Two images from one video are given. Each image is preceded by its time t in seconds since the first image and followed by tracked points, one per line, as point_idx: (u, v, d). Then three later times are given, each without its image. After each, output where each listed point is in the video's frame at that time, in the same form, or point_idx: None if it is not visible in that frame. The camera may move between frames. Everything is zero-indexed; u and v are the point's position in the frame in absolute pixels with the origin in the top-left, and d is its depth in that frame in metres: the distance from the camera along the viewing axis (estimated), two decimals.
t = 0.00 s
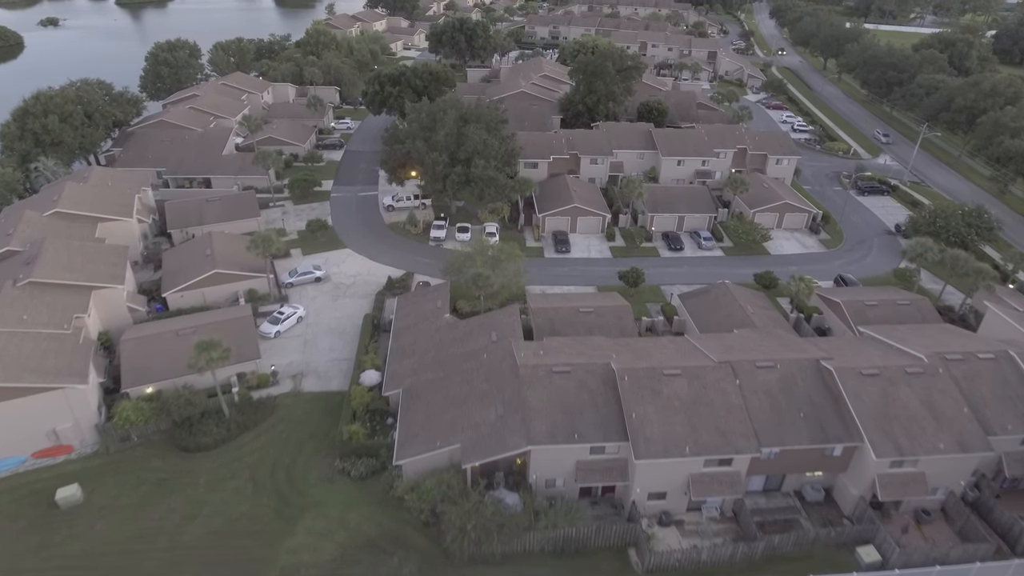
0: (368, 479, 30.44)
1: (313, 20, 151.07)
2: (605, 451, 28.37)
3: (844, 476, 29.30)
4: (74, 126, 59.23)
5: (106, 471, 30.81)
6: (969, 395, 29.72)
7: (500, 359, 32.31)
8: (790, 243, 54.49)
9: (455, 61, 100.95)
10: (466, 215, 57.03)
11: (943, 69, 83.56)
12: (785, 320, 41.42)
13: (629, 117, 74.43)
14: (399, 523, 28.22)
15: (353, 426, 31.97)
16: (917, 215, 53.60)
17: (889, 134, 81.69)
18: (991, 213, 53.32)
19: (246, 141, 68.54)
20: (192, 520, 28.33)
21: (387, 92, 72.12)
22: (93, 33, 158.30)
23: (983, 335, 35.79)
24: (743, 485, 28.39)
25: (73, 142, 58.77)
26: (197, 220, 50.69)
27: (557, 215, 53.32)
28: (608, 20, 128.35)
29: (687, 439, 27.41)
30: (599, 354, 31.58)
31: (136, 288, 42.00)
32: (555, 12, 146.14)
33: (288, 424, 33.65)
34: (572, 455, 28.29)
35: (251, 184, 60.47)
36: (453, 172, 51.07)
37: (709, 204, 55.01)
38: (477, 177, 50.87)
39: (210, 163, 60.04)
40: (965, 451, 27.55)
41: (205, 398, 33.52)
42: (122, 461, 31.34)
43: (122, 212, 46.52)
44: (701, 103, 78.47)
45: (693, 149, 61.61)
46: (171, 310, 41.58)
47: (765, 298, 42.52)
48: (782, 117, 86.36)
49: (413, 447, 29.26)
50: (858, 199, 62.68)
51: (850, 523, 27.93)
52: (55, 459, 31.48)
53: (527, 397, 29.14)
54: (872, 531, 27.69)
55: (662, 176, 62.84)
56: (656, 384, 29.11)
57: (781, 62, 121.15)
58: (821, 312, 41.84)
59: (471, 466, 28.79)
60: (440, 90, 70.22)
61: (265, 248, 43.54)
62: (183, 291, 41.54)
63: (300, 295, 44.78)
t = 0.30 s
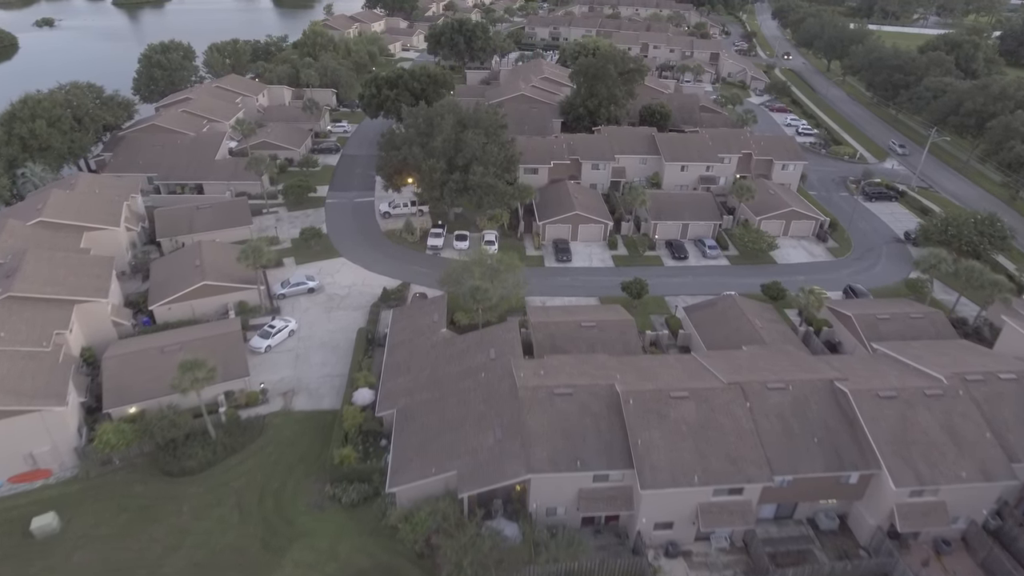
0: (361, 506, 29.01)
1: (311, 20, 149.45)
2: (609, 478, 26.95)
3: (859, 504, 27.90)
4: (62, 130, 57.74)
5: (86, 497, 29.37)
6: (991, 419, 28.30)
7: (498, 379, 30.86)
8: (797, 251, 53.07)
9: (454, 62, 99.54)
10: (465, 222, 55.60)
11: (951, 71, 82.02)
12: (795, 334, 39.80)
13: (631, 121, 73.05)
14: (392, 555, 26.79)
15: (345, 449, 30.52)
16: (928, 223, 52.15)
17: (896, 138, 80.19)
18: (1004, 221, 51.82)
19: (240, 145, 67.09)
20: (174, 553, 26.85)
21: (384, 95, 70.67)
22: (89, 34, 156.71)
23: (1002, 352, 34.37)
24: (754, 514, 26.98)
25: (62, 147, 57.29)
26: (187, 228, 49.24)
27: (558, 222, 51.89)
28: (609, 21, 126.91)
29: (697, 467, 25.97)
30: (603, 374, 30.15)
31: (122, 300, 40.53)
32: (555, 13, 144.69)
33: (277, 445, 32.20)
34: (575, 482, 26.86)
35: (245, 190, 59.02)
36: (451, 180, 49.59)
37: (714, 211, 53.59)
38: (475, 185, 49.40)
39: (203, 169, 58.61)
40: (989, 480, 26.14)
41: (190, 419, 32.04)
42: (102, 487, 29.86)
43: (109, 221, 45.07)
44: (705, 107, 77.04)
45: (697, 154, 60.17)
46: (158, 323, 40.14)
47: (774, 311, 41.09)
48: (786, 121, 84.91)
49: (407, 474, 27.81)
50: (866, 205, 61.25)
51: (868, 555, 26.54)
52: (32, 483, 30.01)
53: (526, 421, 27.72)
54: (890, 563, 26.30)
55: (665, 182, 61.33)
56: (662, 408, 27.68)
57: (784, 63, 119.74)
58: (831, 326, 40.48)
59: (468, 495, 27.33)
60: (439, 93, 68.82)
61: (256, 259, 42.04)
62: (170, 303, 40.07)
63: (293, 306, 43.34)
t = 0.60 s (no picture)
0: (352, 536, 27.54)
1: (309, 21, 147.91)
2: (613, 509, 25.50)
3: (877, 535, 26.45)
4: (50, 135, 56.27)
5: (63, 526, 27.90)
6: (1017, 445, 26.83)
7: (497, 401, 29.39)
8: (805, 260, 51.60)
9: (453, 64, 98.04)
10: (463, 229, 54.13)
11: (958, 73, 80.51)
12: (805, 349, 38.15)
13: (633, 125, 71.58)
14: None
15: (336, 475, 29.04)
16: (939, 231, 50.63)
17: (903, 141, 78.68)
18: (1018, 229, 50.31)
19: (233, 150, 65.62)
20: None
21: (381, 98, 69.17)
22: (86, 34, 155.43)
23: None
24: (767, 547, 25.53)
25: (50, 152, 55.80)
26: (177, 237, 47.77)
27: (558, 230, 50.40)
28: (610, 22, 125.47)
29: (707, 499, 24.52)
30: (606, 396, 28.67)
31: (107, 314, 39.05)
32: (556, 13, 143.19)
33: (265, 470, 30.74)
34: (577, 514, 25.41)
35: (238, 197, 57.60)
36: (448, 187, 48.09)
37: (719, 219, 52.12)
38: (474, 193, 47.90)
39: (194, 175, 57.15)
40: (1016, 512, 24.67)
41: (174, 443, 30.53)
42: (80, 515, 28.38)
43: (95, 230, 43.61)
44: (708, 110, 75.57)
45: (701, 159, 58.68)
46: (144, 338, 38.69)
47: (783, 325, 39.61)
48: (791, 124, 83.48)
49: (400, 504, 26.32)
50: (874, 212, 59.78)
51: None
52: (8, 510, 28.59)
53: (526, 448, 26.25)
54: None
55: (668, 188, 59.85)
56: (670, 434, 26.20)
57: (787, 64, 118.26)
58: (842, 340, 39.01)
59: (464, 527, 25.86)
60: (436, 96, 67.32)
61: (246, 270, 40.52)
62: (157, 317, 38.59)
63: (285, 319, 41.85)
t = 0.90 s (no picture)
0: (342, 570, 26.06)
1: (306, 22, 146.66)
2: (618, 545, 24.06)
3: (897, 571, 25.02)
4: (37, 141, 54.75)
5: (36, 559, 26.40)
6: None
7: (495, 426, 27.93)
8: (812, 269, 50.13)
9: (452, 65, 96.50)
10: (461, 238, 52.66)
11: (965, 76, 79.00)
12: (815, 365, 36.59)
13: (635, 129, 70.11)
14: None
15: (325, 504, 27.57)
16: (951, 240, 49.16)
17: (910, 145, 77.18)
18: None
19: (226, 155, 64.06)
20: None
21: (377, 102, 67.66)
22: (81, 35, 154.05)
23: None
24: None
25: (36, 158, 54.26)
26: (165, 246, 46.24)
27: (559, 239, 48.89)
28: (611, 22, 123.94)
29: (718, 535, 23.06)
30: (611, 422, 27.19)
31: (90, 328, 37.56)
32: (555, 14, 141.71)
33: (251, 497, 29.25)
34: (580, 550, 23.96)
35: (230, 204, 56.12)
36: (445, 196, 46.61)
37: (724, 227, 50.65)
38: (472, 203, 46.43)
39: (185, 181, 55.64)
40: None
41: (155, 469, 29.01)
42: (55, 547, 26.88)
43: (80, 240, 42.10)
44: (712, 113, 74.09)
45: (706, 165, 57.22)
46: (129, 354, 37.20)
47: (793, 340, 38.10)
48: (795, 127, 81.98)
49: (392, 538, 24.83)
50: (883, 219, 58.31)
51: None
52: None
53: (526, 479, 24.80)
54: None
55: (672, 195, 58.36)
56: (678, 465, 24.73)
57: (790, 66, 116.76)
58: (854, 356, 37.51)
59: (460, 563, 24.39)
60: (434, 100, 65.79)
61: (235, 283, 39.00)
62: (142, 332, 37.08)
63: (275, 334, 40.36)
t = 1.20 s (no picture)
0: None
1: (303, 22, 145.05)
2: None
3: None
4: (24, 146, 53.22)
5: None
6: None
7: (494, 453, 26.50)
8: (821, 279, 48.65)
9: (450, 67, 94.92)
10: (459, 246, 51.22)
11: (974, 78, 77.44)
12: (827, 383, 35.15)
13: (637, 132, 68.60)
14: None
15: (314, 535, 26.14)
16: (964, 249, 47.69)
17: (917, 149, 75.67)
18: None
19: (218, 160, 62.54)
20: None
21: (374, 105, 66.12)
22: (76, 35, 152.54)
23: None
24: None
25: (23, 164, 52.74)
26: (153, 256, 44.75)
27: (560, 248, 47.39)
28: (612, 23, 122.32)
29: None
30: (616, 450, 25.76)
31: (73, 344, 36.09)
32: (555, 14, 140.14)
33: (237, 526, 27.77)
34: None
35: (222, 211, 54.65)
36: (442, 204, 45.14)
37: (730, 235, 49.19)
38: (469, 211, 44.97)
39: (176, 187, 54.16)
40: None
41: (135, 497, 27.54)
42: None
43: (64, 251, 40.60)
44: (716, 117, 72.56)
45: (710, 170, 55.76)
46: (113, 371, 35.72)
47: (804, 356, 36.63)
48: (800, 131, 80.44)
49: None
50: (892, 226, 56.86)
51: None
52: None
53: (527, 513, 23.39)
54: None
55: (676, 201, 56.87)
56: (688, 498, 23.32)
57: (794, 67, 115.18)
58: (868, 373, 36.07)
59: None
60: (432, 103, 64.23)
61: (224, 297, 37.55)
62: (126, 349, 35.60)
63: (266, 348, 38.89)
